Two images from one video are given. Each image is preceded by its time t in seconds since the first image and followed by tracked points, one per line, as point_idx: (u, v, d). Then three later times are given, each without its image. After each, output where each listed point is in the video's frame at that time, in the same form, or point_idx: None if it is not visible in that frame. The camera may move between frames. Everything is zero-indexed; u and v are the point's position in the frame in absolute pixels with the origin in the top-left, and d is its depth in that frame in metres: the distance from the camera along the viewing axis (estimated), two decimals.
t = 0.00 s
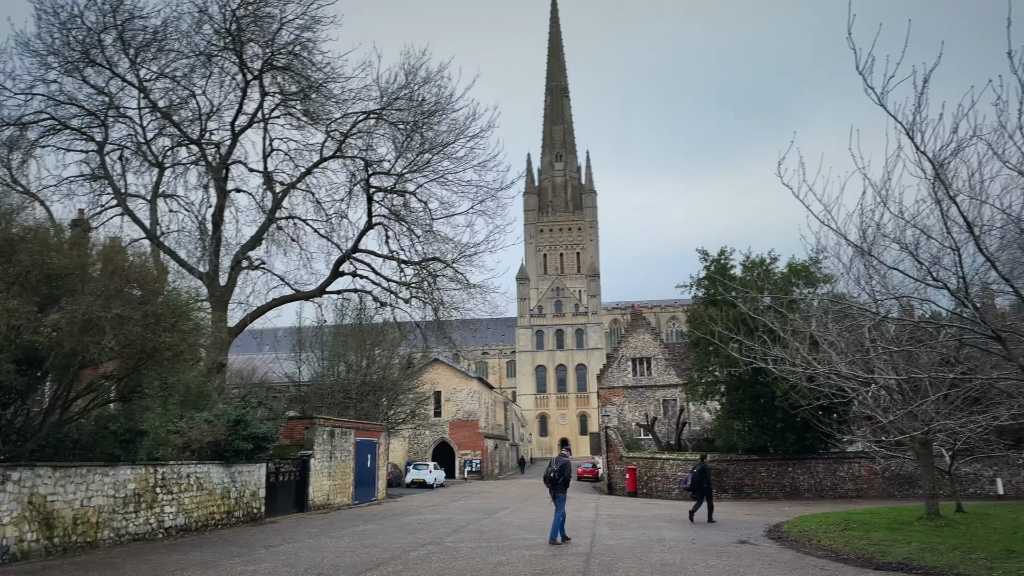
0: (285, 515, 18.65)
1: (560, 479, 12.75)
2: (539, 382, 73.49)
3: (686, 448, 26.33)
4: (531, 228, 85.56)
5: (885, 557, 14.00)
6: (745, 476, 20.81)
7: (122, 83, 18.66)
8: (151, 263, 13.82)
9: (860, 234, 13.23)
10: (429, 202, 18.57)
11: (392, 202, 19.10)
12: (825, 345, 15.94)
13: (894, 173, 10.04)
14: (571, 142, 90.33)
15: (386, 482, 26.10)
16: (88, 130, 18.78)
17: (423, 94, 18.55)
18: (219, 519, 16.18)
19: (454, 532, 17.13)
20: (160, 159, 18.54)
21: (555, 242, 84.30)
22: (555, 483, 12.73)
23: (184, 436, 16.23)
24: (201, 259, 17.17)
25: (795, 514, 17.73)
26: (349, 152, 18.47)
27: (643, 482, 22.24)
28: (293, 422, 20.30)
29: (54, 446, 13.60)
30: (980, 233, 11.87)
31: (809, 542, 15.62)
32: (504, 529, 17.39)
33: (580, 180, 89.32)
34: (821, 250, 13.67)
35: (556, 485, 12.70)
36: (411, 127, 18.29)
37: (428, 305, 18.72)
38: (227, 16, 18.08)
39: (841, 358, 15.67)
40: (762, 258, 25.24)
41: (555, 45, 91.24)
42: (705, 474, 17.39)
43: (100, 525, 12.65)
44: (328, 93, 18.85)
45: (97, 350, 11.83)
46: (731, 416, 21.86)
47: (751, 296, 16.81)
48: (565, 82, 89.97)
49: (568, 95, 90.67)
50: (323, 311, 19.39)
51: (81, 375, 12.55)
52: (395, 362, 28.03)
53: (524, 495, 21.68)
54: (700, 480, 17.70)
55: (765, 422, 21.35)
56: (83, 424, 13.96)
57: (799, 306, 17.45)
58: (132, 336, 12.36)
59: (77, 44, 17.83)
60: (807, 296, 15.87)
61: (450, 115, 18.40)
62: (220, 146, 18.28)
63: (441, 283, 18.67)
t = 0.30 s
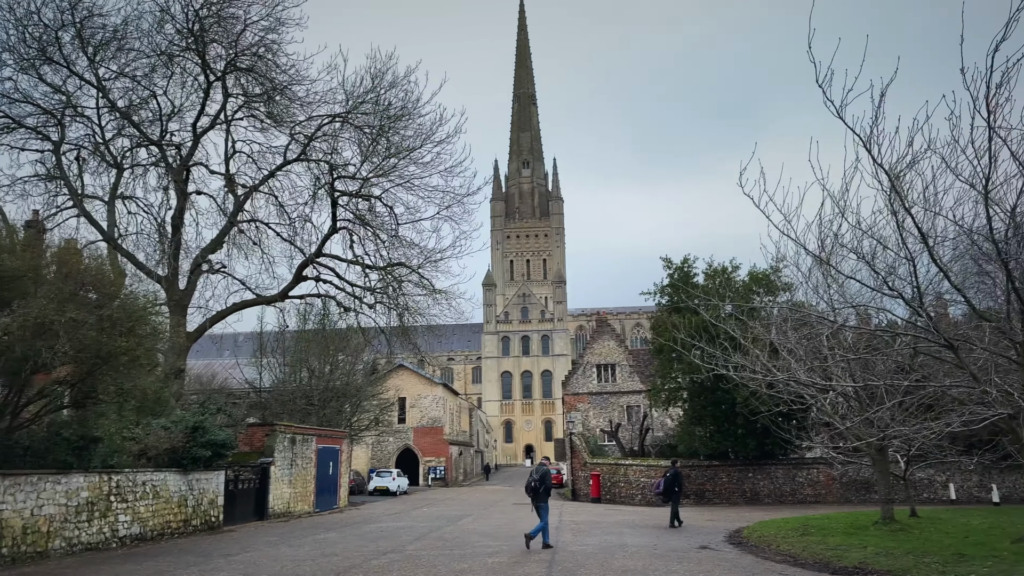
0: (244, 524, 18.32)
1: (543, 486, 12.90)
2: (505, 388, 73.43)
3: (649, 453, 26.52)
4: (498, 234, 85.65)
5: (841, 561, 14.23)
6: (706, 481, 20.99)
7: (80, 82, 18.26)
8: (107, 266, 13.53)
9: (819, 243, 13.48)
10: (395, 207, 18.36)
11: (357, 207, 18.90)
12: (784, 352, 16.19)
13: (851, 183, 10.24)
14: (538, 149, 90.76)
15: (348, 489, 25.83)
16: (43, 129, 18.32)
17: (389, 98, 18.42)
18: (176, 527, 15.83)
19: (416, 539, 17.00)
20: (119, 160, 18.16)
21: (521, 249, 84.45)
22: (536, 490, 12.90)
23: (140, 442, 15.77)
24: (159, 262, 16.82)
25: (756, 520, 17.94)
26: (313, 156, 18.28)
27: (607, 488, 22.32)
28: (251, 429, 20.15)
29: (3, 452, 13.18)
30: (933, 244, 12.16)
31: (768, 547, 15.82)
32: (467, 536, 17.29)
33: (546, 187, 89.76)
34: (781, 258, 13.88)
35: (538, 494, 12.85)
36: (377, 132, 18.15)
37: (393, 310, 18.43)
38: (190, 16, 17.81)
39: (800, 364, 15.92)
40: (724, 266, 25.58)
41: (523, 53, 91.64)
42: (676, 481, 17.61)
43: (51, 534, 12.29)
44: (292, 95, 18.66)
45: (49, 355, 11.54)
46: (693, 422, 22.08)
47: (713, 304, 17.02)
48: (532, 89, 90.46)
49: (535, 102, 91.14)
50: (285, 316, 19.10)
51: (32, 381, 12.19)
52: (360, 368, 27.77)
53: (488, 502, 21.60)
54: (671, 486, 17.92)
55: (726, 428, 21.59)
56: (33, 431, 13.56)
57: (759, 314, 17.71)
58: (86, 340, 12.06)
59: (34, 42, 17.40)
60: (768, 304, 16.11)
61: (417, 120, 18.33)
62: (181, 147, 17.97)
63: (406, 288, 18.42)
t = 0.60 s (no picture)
0: (198, 531, 17.95)
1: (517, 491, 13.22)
2: (468, 393, 73.23)
3: (610, 458, 26.67)
4: (462, 239, 85.52)
5: (796, 564, 14.46)
6: (665, 485, 21.11)
7: (32, 78, 17.76)
8: (57, 267, 13.16)
9: (775, 251, 13.71)
10: (357, 209, 18.17)
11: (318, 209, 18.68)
12: (741, 358, 16.44)
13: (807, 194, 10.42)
14: (502, 154, 90.97)
15: (306, 496, 25.47)
16: None
17: (351, 100, 18.26)
18: (127, 535, 15.44)
19: (376, 546, 16.84)
20: (72, 158, 17.71)
21: (485, 253, 84.40)
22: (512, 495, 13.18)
23: (90, 448, 15.28)
24: (112, 263, 16.41)
25: (713, 524, 18.14)
26: (273, 157, 18.04)
27: (568, 492, 22.38)
28: (207, 434, 19.75)
29: None
30: (884, 253, 12.45)
31: (725, 550, 16.01)
32: (426, 542, 17.19)
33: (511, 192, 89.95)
34: (739, 266, 14.07)
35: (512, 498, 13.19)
36: (339, 134, 17.97)
37: (353, 314, 18.20)
38: (147, 13, 17.46)
39: (756, 370, 16.17)
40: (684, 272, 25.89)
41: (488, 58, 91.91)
42: (645, 485, 17.68)
43: None
44: (252, 95, 18.41)
45: None
46: (653, 426, 22.27)
47: (673, 310, 17.19)
48: (498, 95, 90.75)
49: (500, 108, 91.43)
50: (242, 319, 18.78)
51: None
52: (319, 373, 27.46)
53: (448, 508, 21.51)
54: (639, 491, 18.02)
55: (685, 433, 21.84)
56: None
57: (717, 320, 17.96)
58: (34, 343, 11.71)
59: None
60: (726, 311, 16.35)
61: (379, 122, 18.21)
62: (136, 147, 17.59)
63: (367, 292, 18.18)
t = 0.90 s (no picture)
0: (152, 537, 17.55)
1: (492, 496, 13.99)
2: (431, 397, 72.70)
3: (572, 463, 26.75)
4: (427, 242, 85.26)
5: (753, 567, 14.64)
6: (626, 489, 21.25)
7: None
8: (6, 266, 12.77)
9: (734, 257, 13.89)
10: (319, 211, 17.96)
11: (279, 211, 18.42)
12: (701, 362, 16.62)
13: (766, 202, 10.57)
14: (469, 157, 90.98)
15: (264, 501, 25.07)
16: None
17: (314, 100, 18.07)
18: (78, 542, 15.02)
19: (335, 551, 16.65)
20: (24, 155, 17.22)
21: (451, 257, 84.28)
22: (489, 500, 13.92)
23: (39, 452, 14.83)
24: (65, 263, 15.98)
25: (673, 528, 18.28)
26: (234, 157, 17.76)
27: (530, 497, 22.38)
28: (162, 438, 19.35)
29: None
30: (840, 262, 12.69)
31: (684, 554, 16.14)
32: (386, 548, 17.04)
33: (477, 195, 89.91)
34: (699, 271, 14.20)
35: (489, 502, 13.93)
36: (302, 134, 17.75)
37: (314, 317, 17.96)
38: (105, 8, 17.08)
39: (716, 375, 16.36)
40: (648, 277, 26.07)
41: (455, 62, 91.95)
42: (615, 489, 17.80)
43: None
44: (213, 94, 18.12)
45: None
46: (615, 430, 22.39)
47: (635, 315, 17.31)
48: (464, 98, 90.84)
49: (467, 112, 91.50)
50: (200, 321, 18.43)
51: None
52: (279, 376, 27.10)
53: (409, 513, 21.36)
54: (609, 495, 18.15)
55: (646, 437, 22.03)
56: None
57: (679, 326, 18.15)
58: None
59: None
60: (687, 316, 16.54)
61: (343, 123, 18.03)
62: (92, 144, 17.17)
63: (328, 295, 17.95)
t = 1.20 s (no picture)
0: (101, 543, 17.07)
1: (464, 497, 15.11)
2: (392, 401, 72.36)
3: (533, 466, 26.79)
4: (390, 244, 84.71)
5: (709, 569, 14.80)
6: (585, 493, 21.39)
7: None
8: None
9: (693, 263, 14.06)
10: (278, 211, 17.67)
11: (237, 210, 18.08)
12: (660, 366, 16.79)
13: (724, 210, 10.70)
14: (432, 159, 90.71)
15: (219, 506, 24.58)
16: None
17: (275, 99, 17.81)
18: (22, 549, 14.53)
19: (291, 557, 16.41)
20: None
21: (413, 259, 83.84)
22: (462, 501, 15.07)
23: None
24: (12, 262, 15.47)
25: (630, 530, 18.41)
26: (191, 154, 17.42)
27: (489, 500, 22.35)
28: (112, 442, 18.85)
29: None
30: (795, 268, 12.92)
31: (642, 556, 16.26)
32: (343, 553, 16.84)
33: (440, 198, 89.63)
34: (658, 277, 14.33)
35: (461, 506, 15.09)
36: (261, 133, 17.48)
37: (271, 319, 17.68)
38: None
39: (675, 379, 16.53)
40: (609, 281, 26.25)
41: (420, 63, 91.61)
42: (584, 493, 17.94)
43: None
44: (170, 90, 17.74)
45: None
46: (575, 433, 22.51)
47: (596, 319, 17.40)
48: (429, 100, 90.60)
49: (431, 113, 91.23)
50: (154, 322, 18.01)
51: None
52: (235, 379, 26.63)
53: (367, 517, 21.16)
54: (580, 498, 18.11)
55: (606, 440, 22.20)
56: None
57: (639, 330, 18.32)
58: None
59: None
60: (646, 321, 16.70)
61: (304, 123, 17.80)
62: (43, 139, 16.68)
63: (286, 296, 17.68)
